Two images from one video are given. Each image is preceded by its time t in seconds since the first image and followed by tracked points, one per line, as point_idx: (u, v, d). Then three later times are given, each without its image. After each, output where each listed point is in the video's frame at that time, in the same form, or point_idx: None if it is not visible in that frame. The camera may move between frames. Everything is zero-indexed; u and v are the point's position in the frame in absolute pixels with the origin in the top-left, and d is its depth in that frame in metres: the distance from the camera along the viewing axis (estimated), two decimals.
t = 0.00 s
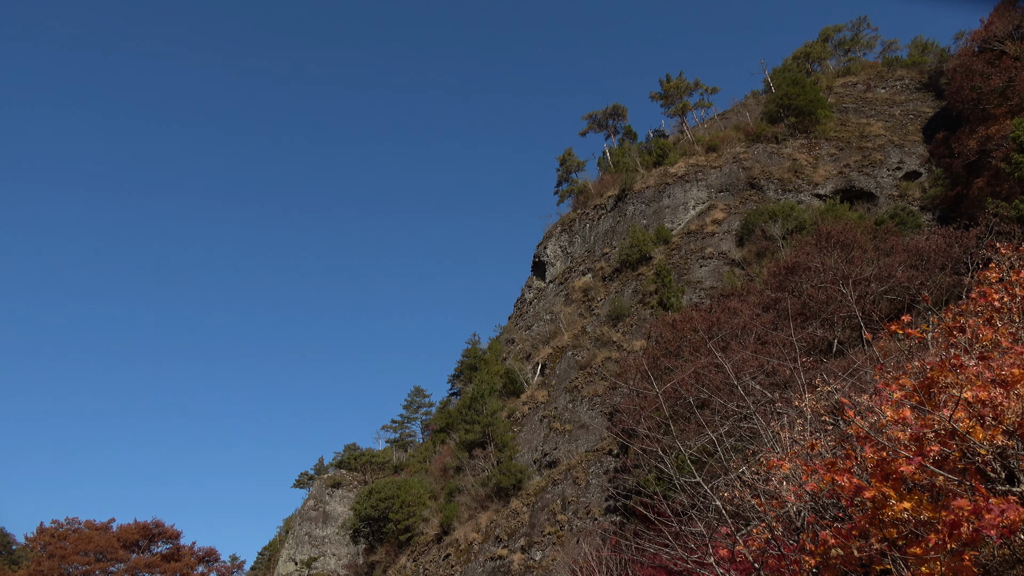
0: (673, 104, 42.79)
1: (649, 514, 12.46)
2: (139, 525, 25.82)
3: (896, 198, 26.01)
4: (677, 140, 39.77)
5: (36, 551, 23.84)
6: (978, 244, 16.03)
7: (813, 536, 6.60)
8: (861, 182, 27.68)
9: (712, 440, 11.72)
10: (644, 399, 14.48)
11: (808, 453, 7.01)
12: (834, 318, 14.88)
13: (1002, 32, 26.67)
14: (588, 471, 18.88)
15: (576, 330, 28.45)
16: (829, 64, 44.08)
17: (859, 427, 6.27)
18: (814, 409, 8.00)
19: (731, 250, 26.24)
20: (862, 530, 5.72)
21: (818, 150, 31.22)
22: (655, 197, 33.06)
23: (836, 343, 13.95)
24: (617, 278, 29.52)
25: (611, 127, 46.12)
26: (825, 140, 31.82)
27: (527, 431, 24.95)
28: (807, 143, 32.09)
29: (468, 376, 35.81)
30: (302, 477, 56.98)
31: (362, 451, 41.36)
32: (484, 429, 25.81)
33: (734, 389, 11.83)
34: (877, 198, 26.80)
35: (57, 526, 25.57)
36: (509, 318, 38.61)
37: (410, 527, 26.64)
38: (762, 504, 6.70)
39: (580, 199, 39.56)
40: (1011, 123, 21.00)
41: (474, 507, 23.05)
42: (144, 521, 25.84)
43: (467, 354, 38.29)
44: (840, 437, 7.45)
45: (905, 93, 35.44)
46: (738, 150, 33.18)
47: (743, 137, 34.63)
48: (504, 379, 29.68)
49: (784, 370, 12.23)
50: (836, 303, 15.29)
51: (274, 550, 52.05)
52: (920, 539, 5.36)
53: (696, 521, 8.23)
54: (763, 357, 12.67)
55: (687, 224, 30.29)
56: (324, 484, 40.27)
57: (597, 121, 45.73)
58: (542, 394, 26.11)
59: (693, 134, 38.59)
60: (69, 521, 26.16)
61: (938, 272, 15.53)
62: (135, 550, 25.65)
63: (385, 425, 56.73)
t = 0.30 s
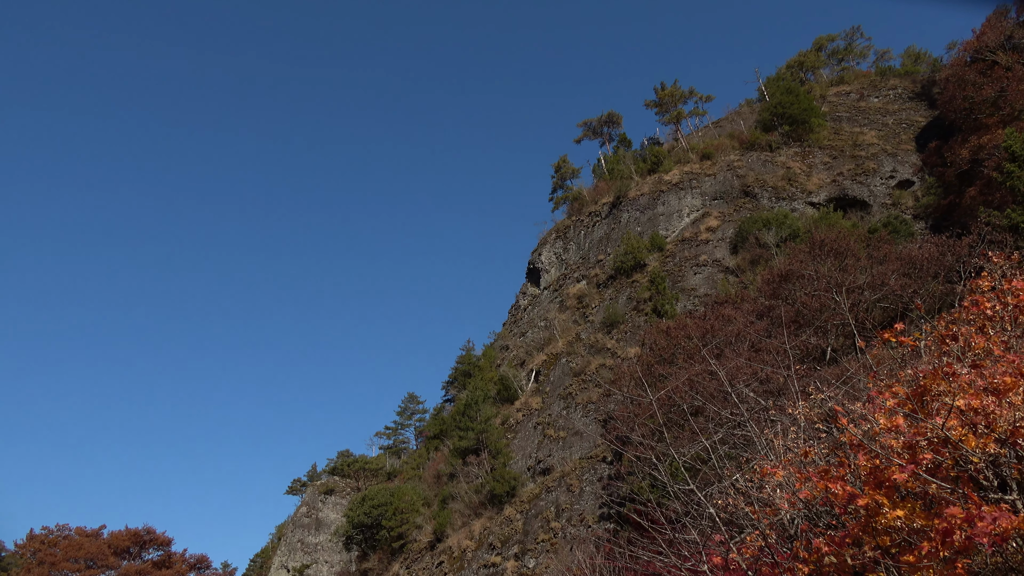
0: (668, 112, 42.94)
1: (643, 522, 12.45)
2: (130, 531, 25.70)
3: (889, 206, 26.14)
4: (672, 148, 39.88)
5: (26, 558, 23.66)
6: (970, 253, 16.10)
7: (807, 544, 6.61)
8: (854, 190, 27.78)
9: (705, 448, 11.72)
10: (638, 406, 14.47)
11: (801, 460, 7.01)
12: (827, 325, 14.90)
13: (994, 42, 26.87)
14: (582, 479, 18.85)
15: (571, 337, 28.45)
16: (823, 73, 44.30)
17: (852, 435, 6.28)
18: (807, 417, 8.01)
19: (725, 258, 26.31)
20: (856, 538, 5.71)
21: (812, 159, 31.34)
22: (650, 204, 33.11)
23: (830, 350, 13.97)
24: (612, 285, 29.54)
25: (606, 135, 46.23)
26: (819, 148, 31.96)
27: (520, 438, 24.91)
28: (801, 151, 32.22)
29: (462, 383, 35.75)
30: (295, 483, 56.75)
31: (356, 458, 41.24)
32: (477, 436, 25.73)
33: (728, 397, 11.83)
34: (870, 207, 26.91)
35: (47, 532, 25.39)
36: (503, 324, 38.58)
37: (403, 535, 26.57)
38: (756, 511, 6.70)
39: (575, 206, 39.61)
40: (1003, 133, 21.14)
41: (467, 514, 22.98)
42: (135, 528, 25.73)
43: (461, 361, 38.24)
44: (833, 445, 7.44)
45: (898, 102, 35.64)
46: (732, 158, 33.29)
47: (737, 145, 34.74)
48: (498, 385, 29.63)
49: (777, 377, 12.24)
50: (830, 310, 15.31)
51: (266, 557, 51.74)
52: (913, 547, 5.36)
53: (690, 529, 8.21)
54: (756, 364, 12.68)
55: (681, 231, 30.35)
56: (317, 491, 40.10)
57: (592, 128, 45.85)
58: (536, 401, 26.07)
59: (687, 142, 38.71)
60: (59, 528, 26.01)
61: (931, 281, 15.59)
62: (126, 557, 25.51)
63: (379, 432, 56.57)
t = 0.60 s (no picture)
0: (660, 120, 43.11)
1: (634, 530, 12.45)
2: (118, 538, 25.59)
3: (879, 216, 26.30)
4: (664, 156, 40.03)
5: (12, 564, 23.43)
6: (960, 262, 16.20)
7: (798, 552, 6.63)
8: (845, 200, 27.93)
9: (697, 455, 11.75)
10: (630, 413, 14.48)
11: (792, 468, 7.03)
12: (818, 334, 14.95)
13: (983, 53, 27.10)
14: (573, 486, 18.82)
15: (563, 344, 28.47)
16: (814, 82, 44.60)
17: (843, 443, 6.31)
18: (798, 425, 8.03)
19: (716, 265, 26.41)
20: (846, 546, 5.72)
21: (803, 168, 31.52)
22: (642, 212, 33.20)
23: (820, 358, 14.02)
24: (604, 292, 29.58)
25: (599, 142, 46.36)
26: (810, 157, 32.15)
27: (512, 444, 24.89)
28: (792, 160, 32.39)
29: (454, 389, 35.68)
30: (285, 490, 56.45)
31: (346, 464, 41.06)
32: (469, 443, 25.67)
33: (719, 404, 11.86)
34: (861, 216, 27.06)
35: (33, 539, 25.17)
36: (495, 331, 38.57)
37: (393, 542, 26.44)
38: (747, 519, 6.72)
39: (567, 213, 39.66)
40: (992, 144, 21.32)
41: (458, 521, 22.90)
42: (123, 534, 25.62)
43: (452, 367, 38.17)
44: (824, 452, 7.47)
45: (888, 112, 35.90)
46: (724, 166, 33.44)
47: (729, 153, 34.91)
48: (490, 392, 29.58)
49: (768, 385, 12.27)
50: (821, 318, 15.37)
51: (254, 564, 51.36)
52: (903, 556, 5.37)
53: (682, 536, 8.22)
54: (748, 372, 12.71)
55: (673, 239, 30.44)
56: (307, 498, 39.88)
57: (585, 135, 45.98)
58: (528, 408, 26.05)
59: (680, 150, 38.88)
60: (46, 535, 25.81)
61: (921, 290, 15.69)
62: (113, 564, 25.35)
63: (370, 438, 56.37)
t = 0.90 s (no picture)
0: (654, 129, 43.25)
1: (626, 538, 12.44)
2: (106, 545, 25.42)
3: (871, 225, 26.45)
4: (658, 164, 40.16)
5: None
6: (950, 272, 16.30)
7: (789, 561, 6.64)
8: (837, 209, 28.05)
9: (688, 463, 11.74)
10: (622, 421, 14.46)
11: (783, 477, 7.03)
12: (810, 342, 15.00)
13: (973, 65, 27.33)
14: (565, 494, 18.79)
15: (555, 351, 28.46)
16: (806, 92, 44.88)
17: (834, 452, 6.32)
18: (790, 434, 8.04)
19: (709, 274, 26.48)
20: (837, 555, 5.73)
21: (795, 177, 31.67)
22: (635, 220, 33.26)
23: (812, 367, 14.06)
24: (597, 300, 29.61)
25: (592, 150, 46.48)
26: (802, 167, 32.33)
27: (504, 452, 24.86)
28: (784, 169, 32.54)
29: (446, 397, 35.61)
30: (275, 497, 56.12)
31: (338, 471, 40.88)
32: (461, 450, 25.59)
33: (711, 413, 11.87)
34: (853, 225, 27.20)
35: (20, 546, 24.95)
36: (488, 338, 38.54)
37: (384, 550, 26.32)
38: (739, 528, 6.72)
39: (560, 220, 39.71)
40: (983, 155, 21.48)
41: (450, 529, 22.82)
42: (111, 541, 25.46)
43: (445, 374, 38.10)
44: (815, 461, 7.48)
45: (880, 122, 36.14)
46: (716, 175, 33.57)
47: (721, 162, 35.06)
48: (482, 399, 29.54)
49: (760, 394, 12.30)
50: (813, 327, 15.41)
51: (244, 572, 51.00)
52: (894, 564, 5.38)
53: (673, 545, 8.21)
54: (739, 381, 12.73)
55: (666, 247, 30.52)
56: (297, 505, 39.67)
57: (579, 143, 46.11)
58: (520, 416, 26.00)
59: (673, 159, 39.01)
60: (33, 541, 25.60)
61: (912, 299, 15.77)
62: (101, 571, 25.17)
63: (361, 445, 56.14)
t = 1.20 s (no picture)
0: (646, 137, 43.44)
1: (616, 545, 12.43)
2: (92, 552, 25.24)
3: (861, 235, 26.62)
4: (650, 173, 40.30)
5: None
6: (939, 282, 16.41)
7: (779, 570, 6.64)
8: (827, 219, 28.21)
9: (679, 472, 11.74)
10: (613, 429, 14.45)
11: (774, 485, 7.04)
12: (800, 351, 15.04)
13: (962, 78, 27.58)
14: (556, 502, 18.75)
15: (547, 359, 28.47)
16: (797, 103, 45.18)
17: (824, 460, 6.34)
18: (780, 442, 8.06)
19: (700, 282, 26.58)
20: (827, 564, 5.74)
21: (786, 187, 31.84)
22: (627, 228, 33.34)
23: (802, 376, 14.10)
24: (588, 308, 29.63)
25: (585, 158, 46.61)
26: (793, 176, 32.51)
27: (495, 459, 24.83)
28: (775, 179, 32.72)
29: (437, 404, 35.53)
30: (264, 504, 55.74)
31: (327, 478, 40.67)
32: (451, 458, 25.46)
33: (702, 421, 11.88)
34: (843, 235, 27.36)
35: (6, 553, 24.73)
36: (480, 345, 38.51)
37: (373, 558, 26.19)
38: (729, 537, 6.72)
39: (552, 228, 39.76)
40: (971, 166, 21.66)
41: (440, 537, 22.73)
42: (98, 549, 25.28)
43: (436, 381, 38.02)
44: (805, 470, 7.50)
45: (870, 133, 36.43)
46: (708, 184, 33.70)
47: (713, 172, 35.22)
48: (473, 407, 29.50)
49: (750, 402, 12.31)
50: (803, 336, 15.46)
51: None
52: (883, 574, 5.39)
53: (664, 554, 8.20)
54: (730, 389, 12.76)
55: (657, 256, 30.61)
56: (286, 512, 39.45)
57: (571, 152, 46.25)
58: (511, 423, 25.97)
59: (665, 168, 39.17)
60: (19, 549, 25.36)
61: (901, 308, 15.85)
62: None
63: (351, 452, 55.87)
